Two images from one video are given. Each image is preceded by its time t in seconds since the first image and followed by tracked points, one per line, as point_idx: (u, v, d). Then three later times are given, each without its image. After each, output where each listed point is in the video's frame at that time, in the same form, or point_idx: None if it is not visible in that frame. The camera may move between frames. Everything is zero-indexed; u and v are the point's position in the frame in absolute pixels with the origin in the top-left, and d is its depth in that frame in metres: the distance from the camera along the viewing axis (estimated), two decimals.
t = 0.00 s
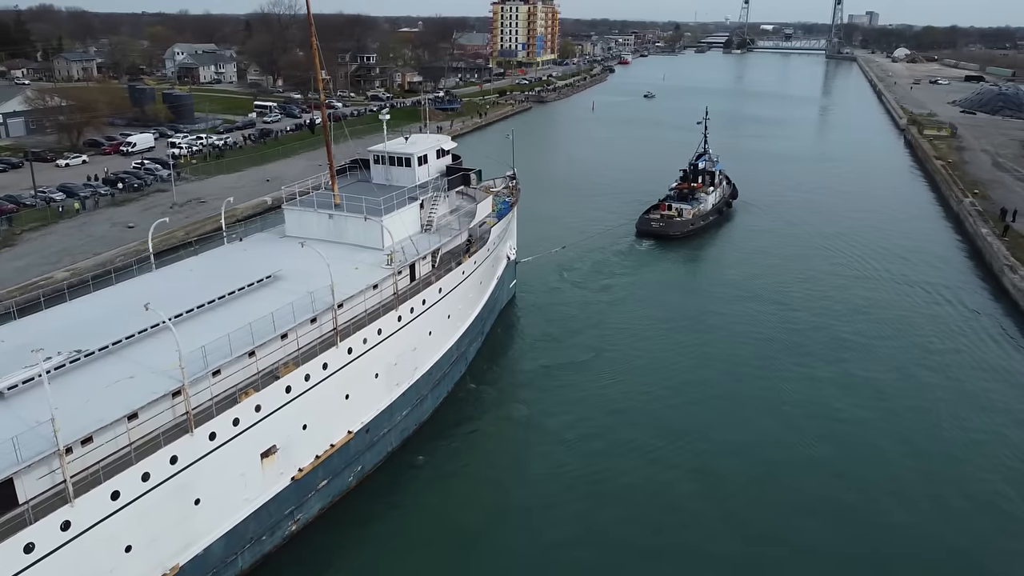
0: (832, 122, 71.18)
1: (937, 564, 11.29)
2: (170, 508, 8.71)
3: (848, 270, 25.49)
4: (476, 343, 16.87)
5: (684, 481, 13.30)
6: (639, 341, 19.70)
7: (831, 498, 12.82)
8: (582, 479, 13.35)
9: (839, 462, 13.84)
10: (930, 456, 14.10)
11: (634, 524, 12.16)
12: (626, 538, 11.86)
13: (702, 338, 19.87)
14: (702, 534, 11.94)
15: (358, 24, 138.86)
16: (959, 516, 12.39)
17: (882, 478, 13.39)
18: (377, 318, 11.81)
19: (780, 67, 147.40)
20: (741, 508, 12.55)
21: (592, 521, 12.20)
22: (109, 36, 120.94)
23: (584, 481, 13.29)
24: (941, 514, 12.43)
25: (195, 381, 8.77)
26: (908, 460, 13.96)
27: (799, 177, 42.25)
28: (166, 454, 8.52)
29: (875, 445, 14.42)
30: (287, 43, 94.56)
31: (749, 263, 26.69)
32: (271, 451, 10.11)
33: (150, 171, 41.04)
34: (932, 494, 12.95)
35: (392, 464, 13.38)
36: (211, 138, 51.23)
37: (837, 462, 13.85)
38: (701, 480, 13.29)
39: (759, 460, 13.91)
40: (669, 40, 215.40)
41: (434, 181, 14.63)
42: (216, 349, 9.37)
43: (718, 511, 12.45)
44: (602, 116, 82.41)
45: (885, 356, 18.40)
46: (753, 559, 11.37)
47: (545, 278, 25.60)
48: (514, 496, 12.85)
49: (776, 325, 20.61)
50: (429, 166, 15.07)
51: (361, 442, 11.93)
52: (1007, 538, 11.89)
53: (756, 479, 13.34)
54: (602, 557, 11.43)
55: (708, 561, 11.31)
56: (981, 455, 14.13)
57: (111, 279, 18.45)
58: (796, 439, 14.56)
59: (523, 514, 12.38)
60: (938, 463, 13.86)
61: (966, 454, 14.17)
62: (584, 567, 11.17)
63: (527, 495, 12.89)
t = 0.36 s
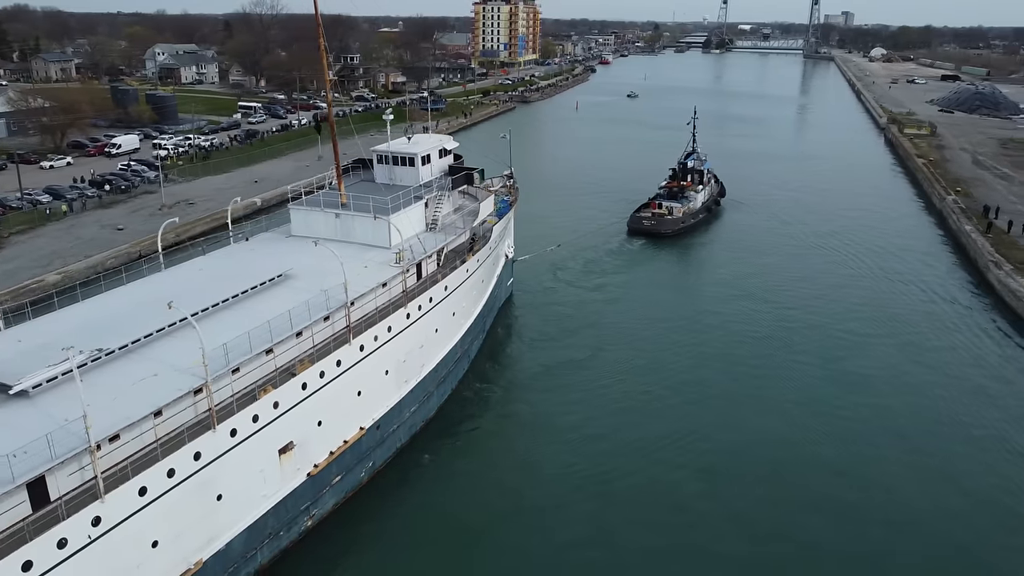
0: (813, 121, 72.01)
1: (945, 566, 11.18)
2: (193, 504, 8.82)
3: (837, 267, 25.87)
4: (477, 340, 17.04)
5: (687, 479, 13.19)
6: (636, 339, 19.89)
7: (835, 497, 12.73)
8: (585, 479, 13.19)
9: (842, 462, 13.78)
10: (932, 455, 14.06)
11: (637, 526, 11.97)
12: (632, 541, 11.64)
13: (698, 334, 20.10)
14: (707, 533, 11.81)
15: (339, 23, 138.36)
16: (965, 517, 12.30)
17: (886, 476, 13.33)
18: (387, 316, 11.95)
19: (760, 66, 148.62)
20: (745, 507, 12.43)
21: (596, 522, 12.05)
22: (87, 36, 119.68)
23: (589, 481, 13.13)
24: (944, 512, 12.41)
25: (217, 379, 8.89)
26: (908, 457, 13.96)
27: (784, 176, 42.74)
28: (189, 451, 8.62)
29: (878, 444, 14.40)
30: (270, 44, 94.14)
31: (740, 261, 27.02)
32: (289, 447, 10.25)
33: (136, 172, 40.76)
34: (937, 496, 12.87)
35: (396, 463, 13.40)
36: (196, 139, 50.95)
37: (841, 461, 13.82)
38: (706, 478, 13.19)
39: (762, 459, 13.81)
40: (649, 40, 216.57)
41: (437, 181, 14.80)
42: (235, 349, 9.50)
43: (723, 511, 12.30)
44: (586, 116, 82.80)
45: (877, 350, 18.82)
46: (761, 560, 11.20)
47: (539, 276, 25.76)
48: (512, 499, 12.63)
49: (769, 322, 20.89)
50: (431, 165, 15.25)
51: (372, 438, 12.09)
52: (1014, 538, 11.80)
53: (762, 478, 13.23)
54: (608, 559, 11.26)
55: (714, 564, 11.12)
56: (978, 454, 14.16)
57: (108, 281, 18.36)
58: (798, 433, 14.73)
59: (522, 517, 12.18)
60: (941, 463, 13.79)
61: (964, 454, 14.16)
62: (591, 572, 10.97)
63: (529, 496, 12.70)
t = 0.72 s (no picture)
0: (784, 119, 73.14)
1: (940, 556, 11.44)
2: (208, 501, 8.91)
3: (816, 263, 26.47)
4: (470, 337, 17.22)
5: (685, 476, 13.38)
6: (625, 337, 20.20)
7: (831, 491, 12.95)
8: (585, 478, 13.31)
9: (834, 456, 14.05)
10: (921, 447, 14.39)
11: (638, 526, 12.05)
12: (635, 541, 11.71)
13: (686, 331, 20.49)
14: (708, 530, 11.97)
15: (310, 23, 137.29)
16: (955, 507, 12.62)
17: (878, 470, 13.62)
18: (388, 313, 12.09)
19: (729, 66, 150.15)
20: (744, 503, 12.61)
21: (598, 522, 12.15)
22: (50, 36, 117.38)
23: (588, 480, 13.24)
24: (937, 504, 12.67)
25: (230, 376, 8.98)
26: (898, 451, 14.25)
27: (760, 174, 43.52)
28: (205, 448, 8.71)
29: (869, 439, 14.69)
30: (241, 44, 93.22)
31: (721, 258, 27.51)
32: (298, 444, 10.38)
33: (111, 174, 40.26)
34: (927, 487, 13.19)
35: (396, 464, 13.49)
36: (171, 140, 50.39)
37: (835, 456, 14.06)
38: (703, 475, 13.42)
39: (757, 455, 14.06)
40: (619, 40, 217.90)
41: (431, 180, 15.01)
42: (246, 346, 9.65)
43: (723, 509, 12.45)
44: (560, 115, 83.19)
45: (860, 344, 19.35)
46: (762, 555, 11.37)
47: (525, 275, 26.00)
48: (513, 498, 12.69)
49: (753, 318, 21.33)
50: (425, 164, 15.46)
51: (374, 434, 12.23)
52: (1007, 529, 12.06)
53: (758, 474, 13.43)
54: (611, 557, 11.36)
55: (717, 561, 11.25)
56: (967, 446, 14.49)
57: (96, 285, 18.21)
58: (789, 428, 15.08)
59: (524, 517, 12.23)
60: (932, 457, 14.07)
61: (953, 446, 14.47)
62: (596, 572, 11.03)
63: (530, 496, 12.79)
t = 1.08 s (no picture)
0: (744, 118, 74.37)
1: (913, 541, 11.88)
2: (201, 501, 8.94)
3: (781, 259, 27.10)
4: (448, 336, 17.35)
5: (668, 471, 13.63)
6: (600, 334, 20.49)
7: (810, 485, 13.28)
8: (572, 476, 13.41)
9: (811, 450, 14.38)
10: (892, 438, 14.86)
11: (629, 527, 12.08)
12: (623, 538, 11.90)
13: (660, 328, 20.86)
14: (694, 525, 12.16)
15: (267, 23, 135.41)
16: (925, 494, 13.10)
17: (850, 459, 14.06)
18: (371, 312, 12.20)
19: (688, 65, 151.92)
20: (729, 498, 12.85)
21: (585, 518, 12.31)
22: None
23: (576, 480, 13.33)
24: (912, 495, 13.07)
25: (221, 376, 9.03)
26: (870, 442, 14.71)
27: (724, 171, 44.29)
28: (197, 448, 8.74)
29: (845, 432, 15.09)
30: (198, 45, 91.73)
31: (690, 255, 28.00)
32: (286, 443, 10.44)
33: (70, 178, 39.42)
34: (898, 475, 13.65)
35: (381, 465, 13.54)
36: (131, 143, 49.47)
37: (812, 450, 14.40)
38: (684, 469, 13.70)
39: (734, 449, 14.39)
40: (578, 40, 219.05)
41: (408, 180, 15.15)
42: (234, 346, 9.73)
43: (709, 506, 12.63)
44: (524, 115, 83.44)
45: (829, 338, 19.92)
46: (745, 547, 11.66)
47: (498, 274, 26.16)
48: (499, 497, 12.81)
49: (723, 314, 21.78)
50: (402, 164, 15.60)
51: (359, 432, 12.32)
52: (975, 515, 12.54)
53: (738, 468, 13.74)
54: (602, 554, 11.46)
55: (702, 555, 11.49)
56: (938, 439, 14.94)
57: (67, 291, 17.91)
58: (764, 421, 15.47)
59: (513, 516, 12.35)
60: (901, 446, 14.57)
61: (924, 438, 14.93)
62: (585, 568, 11.19)
63: (517, 497, 12.86)
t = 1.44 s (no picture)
0: (708, 116, 75.30)
1: (886, 530, 12.25)
2: (186, 503, 8.95)
3: (750, 255, 27.59)
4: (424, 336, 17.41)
5: (648, 469, 13.82)
6: (575, 332, 20.70)
7: (784, 477, 13.60)
8: (555, 475, 13.54)
9: (784, 443, 14.73)
10: (864, 431, 15.23)
11: (611, 526, 12.21)
12: (608, 536, 12.02)
13: (634, 325, 21.14)
14: (673, 521, 12.36)
15: (227, 23, 133.43)
16: (897, 484, 13.50)
17: (824, 452, 14.42)
18: (350, 311, 12.24)
19: (651, 64, 153.35)
20: (706, 493, 13.09)
21: (570, 518, 12.42)
22: None
23: (558, 479, 13.45)
24: (883, 486, 13.44)
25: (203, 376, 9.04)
26: (842, 435, 15.09)
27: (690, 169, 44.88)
28: (181, 449, 8.74)
29: (818, 425, 15.45)
30: (158, 46, 90.18)
31: (660, 252, 28.36)
32: (269, 443, 10.46)
33: (29, 183, 38.55)
34: (871, 466, 14.03)
35: (363, 468, 13.55)
36: (91, 146, 48.54)
37: (786, 443, 14.73)
38: (665, 466, 13.89)
39: (713, 445, 14.63)
40: (541, 40, 219.74)
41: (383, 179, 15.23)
42: (215, 347, 9.76)
43: (687, 502, 12.84)
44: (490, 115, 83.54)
45: (798, 332, 20.38)
46: (728, 542, 11.88)
47: (471, 274, 26.24)
48: (483, 498, 12.88)
49: (695, 311, 22.12)
50: (376, 164, 15.67)
51: (339, 432, 12.36)
52: (945, 505, 12.94)
53: (716, 463, 13.99)
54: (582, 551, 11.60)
55: (686, 552, 11.68)
56: (907, 431, 15.36)
57: (34, 297, 17.65)
58: (739, 416, 15.77)
59: (497, 515, 12.44)
60: (872, 438, 14.98)
61: (893, 431, 15.33)
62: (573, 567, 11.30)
63: (500, 497, 12.94)
